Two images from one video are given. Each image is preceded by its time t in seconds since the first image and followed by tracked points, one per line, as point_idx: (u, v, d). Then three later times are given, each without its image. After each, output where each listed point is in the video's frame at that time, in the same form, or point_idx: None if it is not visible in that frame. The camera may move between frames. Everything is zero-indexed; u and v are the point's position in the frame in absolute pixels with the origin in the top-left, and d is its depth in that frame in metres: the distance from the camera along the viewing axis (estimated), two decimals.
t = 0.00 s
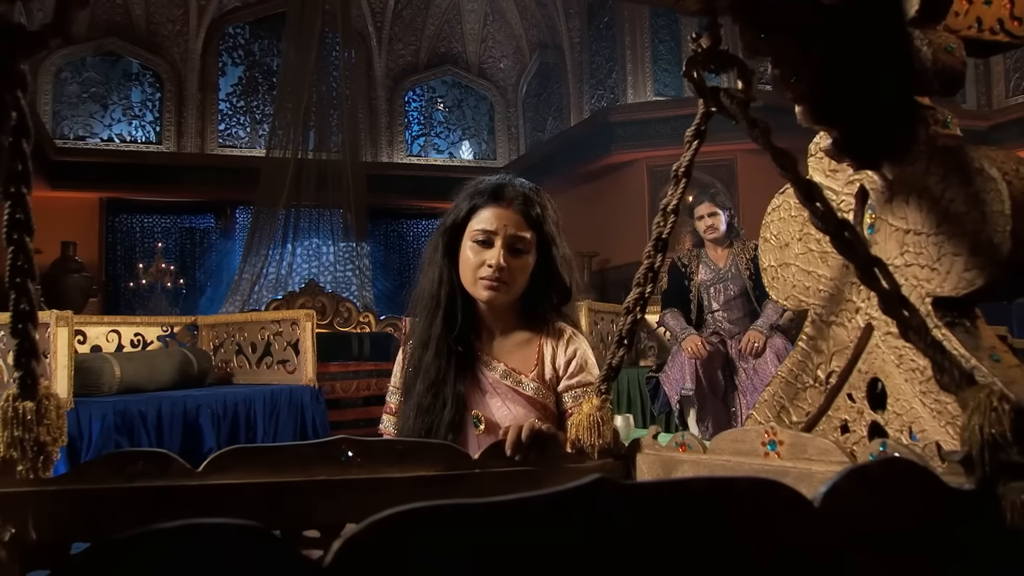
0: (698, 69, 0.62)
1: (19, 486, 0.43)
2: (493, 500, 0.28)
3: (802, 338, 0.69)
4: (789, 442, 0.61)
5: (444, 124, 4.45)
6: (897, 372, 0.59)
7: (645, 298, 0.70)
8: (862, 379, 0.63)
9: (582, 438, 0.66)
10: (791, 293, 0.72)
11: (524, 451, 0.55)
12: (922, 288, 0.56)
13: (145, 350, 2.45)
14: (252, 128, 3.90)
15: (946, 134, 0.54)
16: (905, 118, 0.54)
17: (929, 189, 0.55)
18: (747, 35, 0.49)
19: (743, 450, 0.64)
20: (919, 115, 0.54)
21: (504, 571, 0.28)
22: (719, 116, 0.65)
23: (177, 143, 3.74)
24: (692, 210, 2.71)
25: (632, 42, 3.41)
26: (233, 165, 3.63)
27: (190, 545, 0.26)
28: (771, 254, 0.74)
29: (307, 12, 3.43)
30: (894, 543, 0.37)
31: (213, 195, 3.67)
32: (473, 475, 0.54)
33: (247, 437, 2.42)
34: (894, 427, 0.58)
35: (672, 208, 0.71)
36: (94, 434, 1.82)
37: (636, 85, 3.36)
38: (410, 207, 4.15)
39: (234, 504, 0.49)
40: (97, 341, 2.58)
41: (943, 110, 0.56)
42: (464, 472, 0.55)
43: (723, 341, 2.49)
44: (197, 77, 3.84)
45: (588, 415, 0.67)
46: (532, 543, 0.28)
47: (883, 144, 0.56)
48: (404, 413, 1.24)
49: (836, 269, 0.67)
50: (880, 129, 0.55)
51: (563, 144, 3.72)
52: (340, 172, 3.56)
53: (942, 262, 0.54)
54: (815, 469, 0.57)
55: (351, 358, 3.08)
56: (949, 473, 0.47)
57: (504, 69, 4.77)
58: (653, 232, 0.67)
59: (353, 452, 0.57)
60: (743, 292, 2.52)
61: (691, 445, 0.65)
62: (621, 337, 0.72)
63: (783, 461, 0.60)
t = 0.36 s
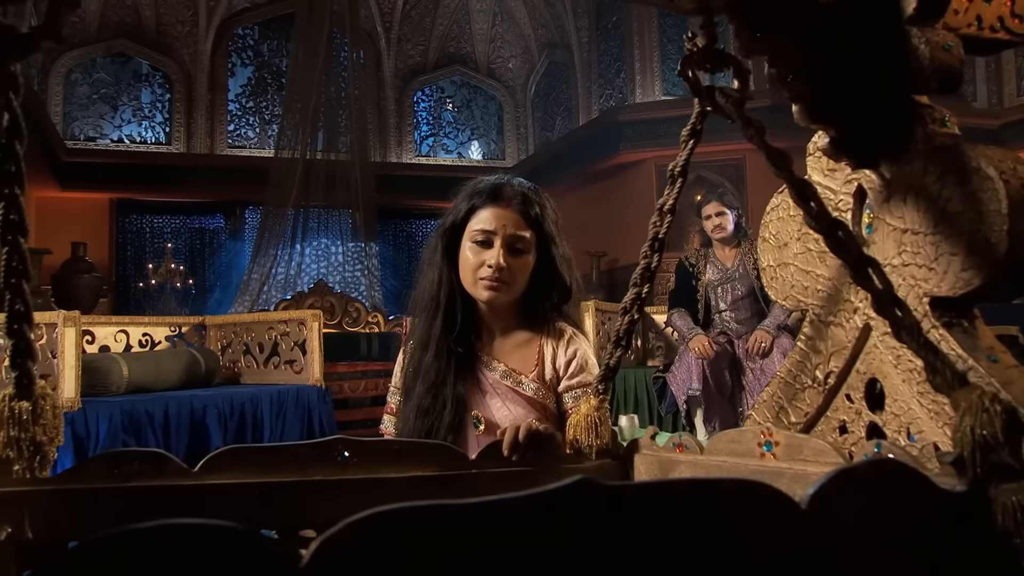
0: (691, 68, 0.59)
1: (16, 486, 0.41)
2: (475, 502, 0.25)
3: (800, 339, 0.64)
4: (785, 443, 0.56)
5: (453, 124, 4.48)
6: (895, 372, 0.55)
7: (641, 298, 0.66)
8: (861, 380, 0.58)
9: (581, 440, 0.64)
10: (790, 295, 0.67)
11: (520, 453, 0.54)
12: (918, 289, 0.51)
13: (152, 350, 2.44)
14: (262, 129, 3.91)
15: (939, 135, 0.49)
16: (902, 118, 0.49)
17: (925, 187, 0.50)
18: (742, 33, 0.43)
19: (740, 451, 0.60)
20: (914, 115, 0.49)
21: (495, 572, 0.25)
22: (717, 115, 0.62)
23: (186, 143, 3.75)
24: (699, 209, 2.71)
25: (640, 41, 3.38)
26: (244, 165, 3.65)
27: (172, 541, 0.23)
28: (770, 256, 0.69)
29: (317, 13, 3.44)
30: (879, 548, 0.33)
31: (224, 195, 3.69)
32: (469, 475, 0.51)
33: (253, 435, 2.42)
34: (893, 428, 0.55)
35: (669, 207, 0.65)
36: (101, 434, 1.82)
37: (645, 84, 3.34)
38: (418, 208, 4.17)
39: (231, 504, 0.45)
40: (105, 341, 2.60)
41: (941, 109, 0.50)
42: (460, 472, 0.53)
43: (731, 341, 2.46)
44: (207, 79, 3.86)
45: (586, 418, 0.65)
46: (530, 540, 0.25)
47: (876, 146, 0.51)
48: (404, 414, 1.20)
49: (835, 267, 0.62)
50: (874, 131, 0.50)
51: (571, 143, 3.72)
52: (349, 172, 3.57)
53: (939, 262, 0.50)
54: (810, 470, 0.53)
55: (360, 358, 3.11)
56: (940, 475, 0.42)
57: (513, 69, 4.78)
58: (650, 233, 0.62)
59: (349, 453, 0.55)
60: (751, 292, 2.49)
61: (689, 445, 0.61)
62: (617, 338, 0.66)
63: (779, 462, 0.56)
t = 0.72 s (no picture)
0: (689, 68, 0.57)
1: (13, 487, 0.42)
2: (463, 504, 0.26)
3: (800, 338, 0.63)
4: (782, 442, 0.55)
5: (460, 124, 4.47)
6: (894, 372, 0.55)
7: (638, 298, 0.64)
8: (858, 380, 0.58)
9: (580, 440, 0.61)
10: (788, 296, 0.66)
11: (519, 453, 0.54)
12: (916, 288, 0.50)
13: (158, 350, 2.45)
14: (269, 129, 3.92)
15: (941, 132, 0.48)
16: (900, 118, 0.48)
17: (924, 186, 0.49)
18: (738, 33, 0.43)
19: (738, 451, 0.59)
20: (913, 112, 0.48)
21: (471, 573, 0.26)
22: (712, 115, 0.59)
23: (194, 144, 3.76)
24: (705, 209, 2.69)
25: (647, 41, 3.37)
26: (251, 166, 3.65)
27: (165, 539, 0.24)
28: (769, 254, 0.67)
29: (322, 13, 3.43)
30: (870, 552, 0.33)
31: (232, 196, 3.70)
32: (466, 475, 0.51)
33: (258, 434, 2.42)
34: (890, 429, 0.54)
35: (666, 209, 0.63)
36: (107, 434, 1.84)
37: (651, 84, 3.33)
38: (424, 208, 4.16)
39: (235, 504, 0.47)
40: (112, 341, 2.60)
41: (938, 107, 0.50)
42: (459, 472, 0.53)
43: (736, 340, 2.44)
44: (214, 79, 3.87)
45: (585, 417, 0.62)
46: (510, 544, 0.27)
47: (873, 146, 0.50)
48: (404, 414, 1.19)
49: (834, 266, 0.61)
50: (875, 130, 0.49)
51: (578, 143, 3.71)
52: (355, 172, 3.56)
53: (936, 262, 0.49)
54: (806, 470, 0.52)
55: (366, 358, 3.11)
56: (934, 479, 0.41)
57: (520, 69, 4.76)
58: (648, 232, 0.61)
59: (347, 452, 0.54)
60: (757, 292, 2.47)
61: (687, 446, 0.60)
62: (616, 338, 0.64)
63: (776, 462, 0.55)
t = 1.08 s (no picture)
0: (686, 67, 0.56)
1: (12, 486, 0.42)
2: (455, 505, 0.26)
3: (800, 338, 0.63)
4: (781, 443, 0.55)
5: (464, 124, 4.48)
6: (894, 372, 0.55)
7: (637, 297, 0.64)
8: (858, 380, 0.57)
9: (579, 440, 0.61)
10: (788, 296, 0.66)
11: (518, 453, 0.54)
12: (916, 288, 0.50)
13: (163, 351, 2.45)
14: (273, 129, 3.93)
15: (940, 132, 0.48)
16: (899, 117, 0.48)
17: (923, 186, 0.49)
18: (737, 32, 0.43)
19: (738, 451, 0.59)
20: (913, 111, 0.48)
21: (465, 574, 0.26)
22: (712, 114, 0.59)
23: (198, 144, 3.77)
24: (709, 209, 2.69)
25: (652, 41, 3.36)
26: (255, 166, 3.66)
27: (159, 540, 0.24)
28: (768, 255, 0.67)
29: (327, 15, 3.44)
30: (866, 553, 0.33)
31: (237, 196, 3.71)
32: (466, 475, 0.51)
33: (261, 434, 2.42)
34: (890, 429, 0.54)
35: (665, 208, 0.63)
36: (111, 435, 1.84)
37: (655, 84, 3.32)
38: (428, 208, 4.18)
39: (233, 504, 0.47)
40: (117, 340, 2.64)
41: (939, 106, 0.49)
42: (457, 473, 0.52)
43: (739, 341, 2.43)
44: (219, 79, 3.88)
45: (584, 418, 0.62)
46: (501, 545, 0.27)
47: (873, 144, 0.50)
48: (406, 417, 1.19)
49: (834, 266, 0.61)
50: (872, 129, 0.49)
51: (582, 143, 3.71)
52: (359, 172, 3.56)
53: (936, 262, 0.49)
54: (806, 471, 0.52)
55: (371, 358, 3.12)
56: (932, 479, 0.41)
57: (524, 68, 4.77)
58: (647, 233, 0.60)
59: (346, 452, 0.54)
60: (760, 292, 2.47)
61: (687, 446, 0.60)
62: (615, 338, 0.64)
63: (775, 463, 0.55)
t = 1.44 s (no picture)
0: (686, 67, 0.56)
1: (13, 486, 0.42)
2: (457, 505, 0.26)
3: (800, 339, 0.63)
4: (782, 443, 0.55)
5: (465, 124, 4.48)
6: (894, 373, 0.55)
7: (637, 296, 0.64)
8: (858, 380, 0.57)
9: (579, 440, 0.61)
10: (789, 296, 0.65)
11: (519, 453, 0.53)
12: (916, 289, 0.50)
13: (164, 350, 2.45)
14: (274, 130, 3.93)
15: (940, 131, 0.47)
16: (899, 117, 0.48)
17: (923, 186, 0.48)
18: (738, 32, 0.43)
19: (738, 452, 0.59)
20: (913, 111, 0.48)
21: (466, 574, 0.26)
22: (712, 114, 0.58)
23: (199, 145, 3.78)
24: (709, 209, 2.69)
25: (652, 40, 3.35)
26: (255, 166, 3.66)
27: (159, 540, 0.24)
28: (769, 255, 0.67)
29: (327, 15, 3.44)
30: (867, 552, 0.33)
31: (237, 196, 3.71)
32: (466, 475, 0.51)
33: (262, 434, 2.42)
34: (892, 430, 0.54)
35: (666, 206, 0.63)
36: (111, 434, 1.83)
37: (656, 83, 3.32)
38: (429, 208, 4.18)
39: (234, 504, 0.47)
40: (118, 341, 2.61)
41: (939, 106, 0.49)
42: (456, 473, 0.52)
43: (740, 341, 2.43)
44: (219, 79, 3.87)
45: (584, 418, 0.62)
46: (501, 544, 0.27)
47: (874, 144, 0.49)
48: (406, 418, 1.18)
49: (834, 267, 0.61)
50: (872, 128, 0.49)
51: (582, 143, 3.71)
52: (359, 172, 3.56)
53: (936, 262, 0.49)
54: (807, 471, 0.52)
55: (371, 358, 3.12)
56: (932, 480, 0.41)
57: (525, 68, 4.77)
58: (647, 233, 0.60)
59: (346, 453, 0.54)
60: (761, 292, 2.47)
61: (687, 446, 0.60)
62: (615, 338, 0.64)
63: (776, 463, 0.55)
